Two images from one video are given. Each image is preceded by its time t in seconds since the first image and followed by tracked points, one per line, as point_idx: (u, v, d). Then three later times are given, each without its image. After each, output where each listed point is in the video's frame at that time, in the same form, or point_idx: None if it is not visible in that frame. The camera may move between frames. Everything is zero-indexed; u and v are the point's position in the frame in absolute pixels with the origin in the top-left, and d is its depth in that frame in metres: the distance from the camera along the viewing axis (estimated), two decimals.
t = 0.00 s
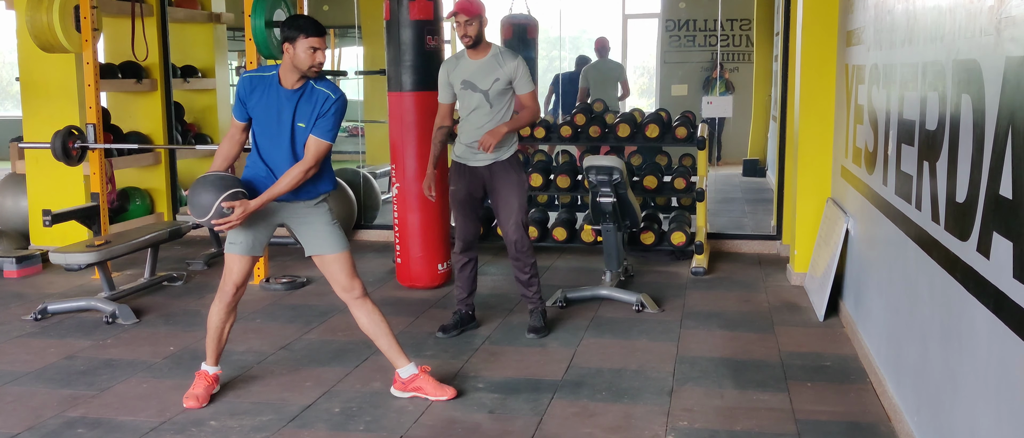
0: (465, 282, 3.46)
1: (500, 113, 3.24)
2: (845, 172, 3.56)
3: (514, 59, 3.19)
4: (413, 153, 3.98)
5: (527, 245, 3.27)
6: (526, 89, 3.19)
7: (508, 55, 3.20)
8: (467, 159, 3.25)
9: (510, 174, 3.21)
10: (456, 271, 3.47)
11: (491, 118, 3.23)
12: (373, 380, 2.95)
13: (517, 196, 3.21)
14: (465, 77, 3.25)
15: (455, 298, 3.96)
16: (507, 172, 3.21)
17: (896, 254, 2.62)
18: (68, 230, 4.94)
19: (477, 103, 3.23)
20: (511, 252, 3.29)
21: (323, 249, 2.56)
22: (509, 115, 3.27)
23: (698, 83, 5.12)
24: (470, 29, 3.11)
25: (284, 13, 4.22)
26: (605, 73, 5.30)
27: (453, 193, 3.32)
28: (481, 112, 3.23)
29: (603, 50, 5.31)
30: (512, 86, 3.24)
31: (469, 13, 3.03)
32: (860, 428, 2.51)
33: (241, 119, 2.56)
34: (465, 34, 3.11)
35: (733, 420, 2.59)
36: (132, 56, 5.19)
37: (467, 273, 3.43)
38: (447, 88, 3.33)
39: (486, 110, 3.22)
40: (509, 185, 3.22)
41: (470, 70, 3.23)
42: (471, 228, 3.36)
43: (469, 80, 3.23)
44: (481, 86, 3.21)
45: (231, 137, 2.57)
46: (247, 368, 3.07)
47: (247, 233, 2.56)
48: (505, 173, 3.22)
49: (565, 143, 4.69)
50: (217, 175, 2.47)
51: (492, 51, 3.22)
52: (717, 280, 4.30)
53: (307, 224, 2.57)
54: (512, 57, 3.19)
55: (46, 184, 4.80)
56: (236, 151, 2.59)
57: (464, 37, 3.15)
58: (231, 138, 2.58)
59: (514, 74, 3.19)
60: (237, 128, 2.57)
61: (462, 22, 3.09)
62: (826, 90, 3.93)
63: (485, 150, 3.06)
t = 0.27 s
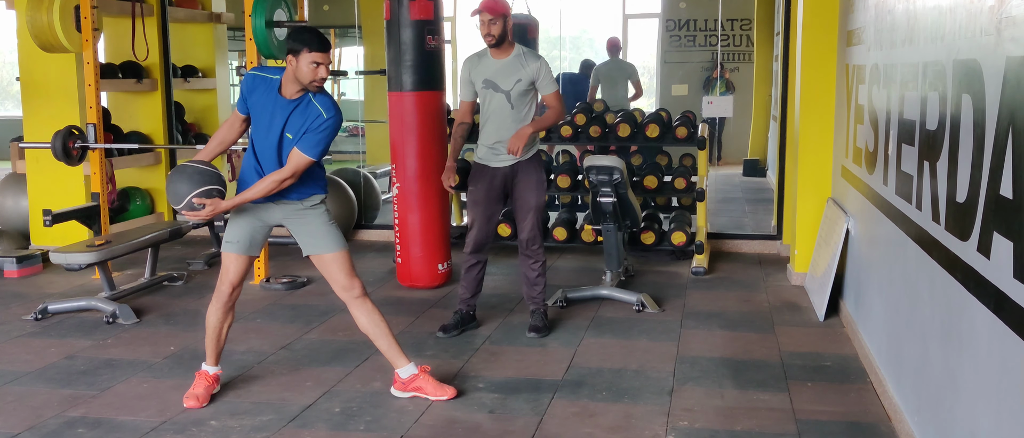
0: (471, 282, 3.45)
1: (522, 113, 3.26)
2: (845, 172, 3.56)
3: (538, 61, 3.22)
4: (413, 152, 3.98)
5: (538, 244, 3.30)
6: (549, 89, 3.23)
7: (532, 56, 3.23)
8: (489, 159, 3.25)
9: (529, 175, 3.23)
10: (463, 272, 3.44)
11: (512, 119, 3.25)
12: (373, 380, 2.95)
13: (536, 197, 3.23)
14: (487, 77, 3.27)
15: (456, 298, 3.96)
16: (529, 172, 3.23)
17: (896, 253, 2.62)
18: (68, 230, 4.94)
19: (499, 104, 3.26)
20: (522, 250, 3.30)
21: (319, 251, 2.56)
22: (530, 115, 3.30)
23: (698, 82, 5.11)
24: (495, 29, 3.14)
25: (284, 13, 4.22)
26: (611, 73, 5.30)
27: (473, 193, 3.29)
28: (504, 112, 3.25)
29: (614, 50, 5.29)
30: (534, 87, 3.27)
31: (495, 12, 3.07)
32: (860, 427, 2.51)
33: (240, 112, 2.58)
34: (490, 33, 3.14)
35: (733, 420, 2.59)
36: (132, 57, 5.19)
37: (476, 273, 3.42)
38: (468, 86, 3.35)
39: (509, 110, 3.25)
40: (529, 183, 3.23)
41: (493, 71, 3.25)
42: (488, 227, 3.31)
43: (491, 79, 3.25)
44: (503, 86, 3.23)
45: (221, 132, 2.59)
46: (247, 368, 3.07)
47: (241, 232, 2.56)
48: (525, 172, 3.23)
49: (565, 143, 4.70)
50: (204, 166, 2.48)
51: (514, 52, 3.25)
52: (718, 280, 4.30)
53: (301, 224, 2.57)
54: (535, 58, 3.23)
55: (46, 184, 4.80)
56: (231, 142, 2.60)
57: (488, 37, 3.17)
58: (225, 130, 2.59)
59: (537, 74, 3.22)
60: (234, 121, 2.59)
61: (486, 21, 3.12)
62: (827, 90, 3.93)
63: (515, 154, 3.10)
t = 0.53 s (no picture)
0: (475, 281, 3.44)
1: (532, 114, 3.25)
2: (845, 172, 3.57)
3: (552, 62, 3.21)
4: (414, 151, 3.98)
5: (543, 244, 3.31)
6: (561, 91, 3.22)
7: (544, 56, 3.22)
8: (498, 159, 3.26)
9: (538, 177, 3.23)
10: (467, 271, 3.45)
11: (523, 119, 3.23)
12: (374, 380, 2.95)
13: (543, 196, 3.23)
14: (498, 77, 3.26)
15: (457, 298, 3.96)
16: (537, 171, 3.23)
17: (896, 253, 2.62)
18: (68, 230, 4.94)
19: (511, 104, 3.24)
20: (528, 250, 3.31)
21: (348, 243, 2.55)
22: (539, 117, 3.29)
23: (699, 83, 5.03)
24: (511, 30, 3.13)
25: (285, 13, 4.22)
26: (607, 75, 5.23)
27: (478, 192, 3.31)
28: (516, 113, 3.24)
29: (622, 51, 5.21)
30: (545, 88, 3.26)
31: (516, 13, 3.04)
32: (860, 428, 2.51)
33: (273, 130, 2.34)
34: (507, 34, 3.13)
35: (733, 420, 2.59)
36: (132, 56, 5.19)
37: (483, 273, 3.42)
38: (478, 86, 3.34)
39: (519, 110, 3.23)
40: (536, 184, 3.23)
41: (506, 71, 3.23)
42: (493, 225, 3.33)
43: (502, 80, 3.24)
44: (515, 86, 3.22)
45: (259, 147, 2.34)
46: (247, 368, 3.07)
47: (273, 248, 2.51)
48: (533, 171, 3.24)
49: (565, 143, 4.70)
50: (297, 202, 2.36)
51: (528, 52, 3.23)
52: (718, 280, 4.30)
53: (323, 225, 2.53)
54: (547, 59, 3.22)
55: (46, 184, 4.80)
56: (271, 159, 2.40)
57: (504, 37, 3.16)
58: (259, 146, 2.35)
59: (550, 75, 3.21)
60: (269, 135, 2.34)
61: (503, 21, 3.11)
62: (827, 90, 3.93)
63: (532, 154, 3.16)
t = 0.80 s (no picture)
0: (471, 281, 3.45)
1: (530, 114, 3.26)
2: (846, 172, 3.57)
3: (547, 63, 3.24)
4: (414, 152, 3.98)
5: (542, 244, 3.30)
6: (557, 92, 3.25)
7: (542, 58, 3.25)
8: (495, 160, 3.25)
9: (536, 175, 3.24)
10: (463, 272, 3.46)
11: (521, 118, 3.24)
12: (374, 380, 2.95)
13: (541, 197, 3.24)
14: (497, 77, 3.26)
15: (456, 298, 3.96)
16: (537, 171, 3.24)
17: (896, 253, 2.62)
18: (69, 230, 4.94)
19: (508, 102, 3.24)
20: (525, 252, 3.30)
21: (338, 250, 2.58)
22: (535, 117, 3.30)
23: (698, 82, 5.10)
24: (516, 30, 3.15)
25: (285, 13, 4.22)
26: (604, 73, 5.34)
27: (475, 194, 3.31)
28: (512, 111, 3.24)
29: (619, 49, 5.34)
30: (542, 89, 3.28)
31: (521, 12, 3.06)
32: (860, 428, 2.51)
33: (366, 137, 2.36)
34: (514, 33, 3.14)
35: (733, 420, 2.59)
36: (133, 56, 5.18)
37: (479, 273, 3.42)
38: (474, 86, 3.31)
39: (518, 110, 3.24)
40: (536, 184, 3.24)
41: (503, 70, 3.24)
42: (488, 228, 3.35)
43: (501, 79, 3.24)
44: (514, 86, 3.23)
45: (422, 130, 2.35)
46: (247, 368, 3.07)
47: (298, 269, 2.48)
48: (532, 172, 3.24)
49: (565, 143, 4.70)
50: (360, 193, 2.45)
51: (524, 54, 3.26)
52: (718, 280, 4.30)
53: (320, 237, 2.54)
54: (545, 60, 3.25)
55: (46, 184, 4.80)
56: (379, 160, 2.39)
57: (507, 36, 3.17)
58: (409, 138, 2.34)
59: (547, 76, 3.24)
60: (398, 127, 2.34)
61: (508, 20, 3.13)
62: (827, 90, 3.93)
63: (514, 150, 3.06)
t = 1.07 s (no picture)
0: (467, 282, 3.46)
1: (512, 113, 3.28)
2: (846, 172, 3.57)
3: (529, 63, 3.24)
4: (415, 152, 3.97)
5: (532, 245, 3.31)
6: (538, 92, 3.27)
7: (524, 57, 3.25)
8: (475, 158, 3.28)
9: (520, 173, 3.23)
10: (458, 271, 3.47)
11: (503, 118, 3.26)
12: (374, 380, 2.95)
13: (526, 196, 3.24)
14: (480, 75, 3.26)
15: (456, 298, 3.96)
16: (519, 173, 3.23)
17: (896, 253, 2.63)
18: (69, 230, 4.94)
19: (489, 102, 3.25)
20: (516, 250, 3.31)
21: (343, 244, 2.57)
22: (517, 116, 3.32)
23: (698, 82, 5.12)
24: (499, 29, 3.15)
25: (285, 13, 4.22)
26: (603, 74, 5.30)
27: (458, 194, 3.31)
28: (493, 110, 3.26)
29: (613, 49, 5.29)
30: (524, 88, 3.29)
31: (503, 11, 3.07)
32: (860, 428, 2.51)
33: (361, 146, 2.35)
34: (499, 31, 3.15)
35: (734, 420, 2.59)
36: (133, 56, 5.18)
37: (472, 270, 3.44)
38: (455, 83, 3.31)
39: (500, 109, 3.25)
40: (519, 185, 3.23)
41: (484, 68, 3.24)
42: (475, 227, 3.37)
43: (484, 78, 3.24)
44: (497, 85, 3.24)
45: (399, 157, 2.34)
46: (247, 368, 3.07)
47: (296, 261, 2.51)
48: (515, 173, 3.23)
49: (565, 143, 4.68)
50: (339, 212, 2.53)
51: (506, 53, 3.26)
52: (718, 280, 4.30)
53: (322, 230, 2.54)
54: (527, 61, 3.24)
55: (46, 184, 4.80)
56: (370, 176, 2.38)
57: (490, 34, 3.18)
58: (392, 162, 2.34)
59: (529, 76, 3.25)
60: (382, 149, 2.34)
61: (491, 18, 3.14)
62: (827, 90, 3.93)
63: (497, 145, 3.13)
